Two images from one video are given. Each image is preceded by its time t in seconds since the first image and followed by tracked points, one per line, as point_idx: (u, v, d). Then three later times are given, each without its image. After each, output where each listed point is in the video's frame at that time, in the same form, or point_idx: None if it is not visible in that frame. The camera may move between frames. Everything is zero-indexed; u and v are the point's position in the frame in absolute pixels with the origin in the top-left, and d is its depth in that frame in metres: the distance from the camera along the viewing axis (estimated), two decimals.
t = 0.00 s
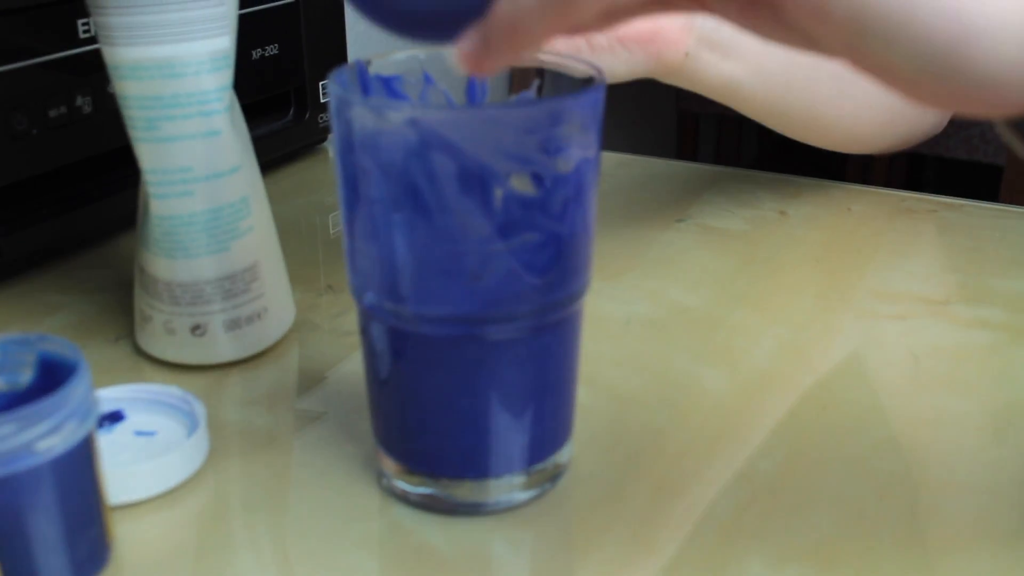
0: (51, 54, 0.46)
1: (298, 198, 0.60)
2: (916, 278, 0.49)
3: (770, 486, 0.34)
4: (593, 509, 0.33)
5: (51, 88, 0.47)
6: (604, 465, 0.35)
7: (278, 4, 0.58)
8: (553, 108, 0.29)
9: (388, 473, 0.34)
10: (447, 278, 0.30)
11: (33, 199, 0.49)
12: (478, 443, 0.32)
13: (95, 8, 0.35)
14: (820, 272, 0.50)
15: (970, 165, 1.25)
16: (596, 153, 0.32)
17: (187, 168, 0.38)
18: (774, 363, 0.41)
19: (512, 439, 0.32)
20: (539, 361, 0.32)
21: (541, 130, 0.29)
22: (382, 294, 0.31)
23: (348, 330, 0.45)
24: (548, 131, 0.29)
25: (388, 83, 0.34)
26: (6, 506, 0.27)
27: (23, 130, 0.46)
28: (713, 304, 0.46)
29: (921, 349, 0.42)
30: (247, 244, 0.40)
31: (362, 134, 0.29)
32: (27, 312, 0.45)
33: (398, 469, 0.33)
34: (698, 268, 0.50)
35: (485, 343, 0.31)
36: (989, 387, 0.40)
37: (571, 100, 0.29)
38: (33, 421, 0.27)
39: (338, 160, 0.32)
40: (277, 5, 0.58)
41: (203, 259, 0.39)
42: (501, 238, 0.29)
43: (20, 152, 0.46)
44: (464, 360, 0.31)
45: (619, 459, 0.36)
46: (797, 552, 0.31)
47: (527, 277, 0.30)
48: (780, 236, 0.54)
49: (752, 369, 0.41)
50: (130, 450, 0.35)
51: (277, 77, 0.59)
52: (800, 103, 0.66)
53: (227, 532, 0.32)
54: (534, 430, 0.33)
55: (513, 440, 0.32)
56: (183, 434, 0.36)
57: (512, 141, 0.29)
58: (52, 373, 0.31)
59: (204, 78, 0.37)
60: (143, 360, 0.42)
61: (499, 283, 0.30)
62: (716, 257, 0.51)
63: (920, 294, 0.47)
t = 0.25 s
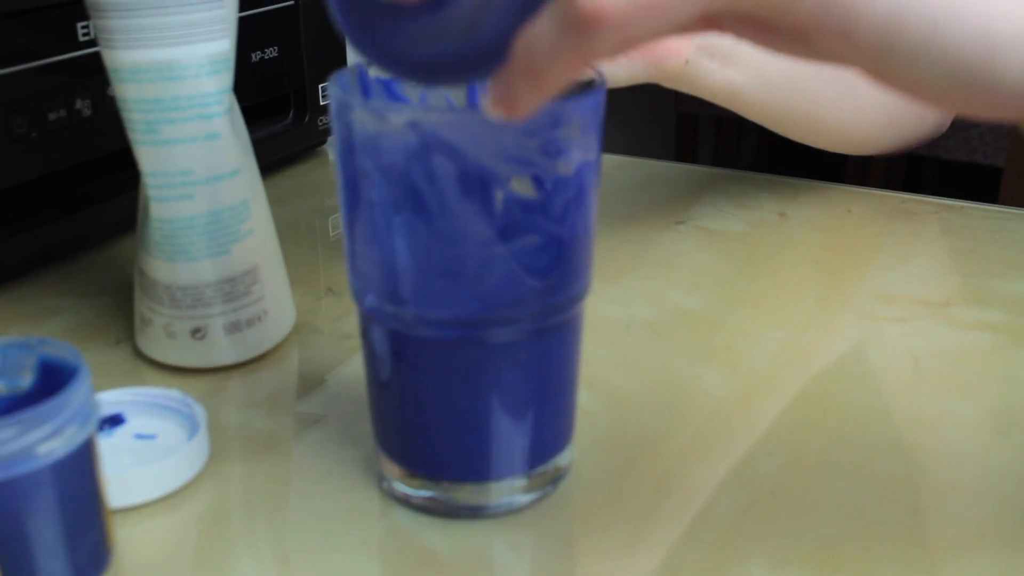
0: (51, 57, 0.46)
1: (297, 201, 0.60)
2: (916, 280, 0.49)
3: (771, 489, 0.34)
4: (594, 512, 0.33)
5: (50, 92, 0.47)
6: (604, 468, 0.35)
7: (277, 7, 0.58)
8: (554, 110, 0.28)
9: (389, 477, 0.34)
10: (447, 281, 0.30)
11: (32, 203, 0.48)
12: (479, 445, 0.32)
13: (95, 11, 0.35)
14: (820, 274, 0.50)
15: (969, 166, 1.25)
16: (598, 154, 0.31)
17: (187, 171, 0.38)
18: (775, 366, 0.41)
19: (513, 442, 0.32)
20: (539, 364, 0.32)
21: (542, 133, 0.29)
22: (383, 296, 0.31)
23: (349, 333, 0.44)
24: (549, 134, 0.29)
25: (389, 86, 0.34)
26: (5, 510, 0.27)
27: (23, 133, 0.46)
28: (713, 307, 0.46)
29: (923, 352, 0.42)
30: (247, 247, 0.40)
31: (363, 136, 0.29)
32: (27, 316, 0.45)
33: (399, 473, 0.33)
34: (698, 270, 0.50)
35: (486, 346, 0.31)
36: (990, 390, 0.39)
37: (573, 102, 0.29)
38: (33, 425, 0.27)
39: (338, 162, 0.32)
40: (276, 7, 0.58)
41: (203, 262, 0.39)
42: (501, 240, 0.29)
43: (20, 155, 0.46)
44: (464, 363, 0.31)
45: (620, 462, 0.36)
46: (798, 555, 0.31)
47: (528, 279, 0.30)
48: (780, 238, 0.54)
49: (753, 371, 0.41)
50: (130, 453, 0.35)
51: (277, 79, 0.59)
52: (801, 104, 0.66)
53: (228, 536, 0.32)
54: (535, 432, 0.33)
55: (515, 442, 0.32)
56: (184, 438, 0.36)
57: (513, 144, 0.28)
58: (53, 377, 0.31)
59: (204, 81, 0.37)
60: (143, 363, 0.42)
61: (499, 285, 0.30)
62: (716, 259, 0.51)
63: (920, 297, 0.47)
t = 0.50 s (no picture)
0: (54, 68, 0.46)
1: (299, 209, 0.60)
2: (919, 288, 0.49)
3: (774, 497, 0.34)
4: (598, 520, 0.33)
5: (53, 102, 0.47)
6: (607, 477, 0.35)
7: (279, 16, 0.58)
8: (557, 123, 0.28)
9: (392, 485, 0.34)
10: (450, 292, 0.30)
11: (35, 212, 0.49)
12: (482, 455, 0.32)
13: (98, 22, 0.36)
14: (823, 282, 0.50)
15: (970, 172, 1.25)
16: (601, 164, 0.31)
17: (190, 181, 0.38)
18: (777, 374, 0.41)
19: (516, 451, 0.32)
20: (542, 373, 0.32)
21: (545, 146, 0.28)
22: (385, 306, 0.31)
23: (351, 342, 0.44)
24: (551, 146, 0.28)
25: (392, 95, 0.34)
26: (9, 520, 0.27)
27: (25, 143, 0.46)
28: (716, 315, 0.46)
29: (925, 360, 0.42)
30: (250, 257, 0.40)
31: (365, 146, 0.29)
32: (30, 325, 0.45)
33: (402, 481, 0.34)
34: (700, 278, 0.50)
35: (488, 355, 0.31)
36: (992, 398, 0.39)
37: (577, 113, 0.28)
38: (37, 435, 0.28)
39: (341, 172, 0.32)
40: (277, 16, 0.58)
41: (206, 272, 0.39)
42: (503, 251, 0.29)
43: (23, 165, 0.46)
44: (467, 373, 0.31)
45: (624, 470, 0.36)
46: (801, 565, 0.31)
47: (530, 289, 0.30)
48: (782, 246, 0.54)
49: (755, 379, 0.41)
50: (133, 463, 0.35)
51: (279, 88, 0.59)
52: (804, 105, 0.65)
53: (231, 545, 0.32)
54: (538, 441, 0.33)
55: (518, 452, 0.32)
56: (187, 447, 0.36)
57: (516, 155, 0.28)
58: (57, 387, 0.31)
59: (206, 91, 0.37)
60: (145, 372, 0.42)
61: (502, 295, 0.30)
62: (718, 267, 0.51)
63: (923, 304, 0.47)
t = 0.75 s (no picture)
0: (56, 70, 0.46)
1: (300, 213, 0.60)
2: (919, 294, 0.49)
3: (774, 504, 0.34)
4: (596, 525, 0.33)
5: (54, 105, 0.47)
6: (606, 483, 0.35)
7: (281, 19, 0.58)
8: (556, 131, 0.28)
9: (391, 490, 0.34)
10: (450, 298, 0.30)
11: (36, 215, 0.49)
12: (482, 460, 0.32)
13: (99, 25, 0.36)
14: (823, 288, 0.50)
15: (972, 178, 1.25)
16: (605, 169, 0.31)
17: (190, 185, 0.38)
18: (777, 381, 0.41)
19: (516, 456, 0.32)
20: (542, 379, 0.32)
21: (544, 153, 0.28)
22: (386, 310, 0.31)
23: (351, 346, 0.44)
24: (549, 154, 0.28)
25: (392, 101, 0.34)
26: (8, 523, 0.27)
27: (26, 145, 0.46)
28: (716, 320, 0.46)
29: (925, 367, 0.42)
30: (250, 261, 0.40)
31: (367, 152, 0.30)
32: (30, 328, 0.45)
33: (401, 486, 0.33)
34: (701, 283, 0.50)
35: (488, 361, 0.31)
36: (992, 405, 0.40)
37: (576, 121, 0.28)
38: (36, 440, 0.28)
39: (343, 177, 0.32)
40: (278, 20, 0.58)
41: (206, 276, 0.39)
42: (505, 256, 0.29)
43: (24, 168, 0.46)
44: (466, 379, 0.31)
45: (622, 476, 0.36)
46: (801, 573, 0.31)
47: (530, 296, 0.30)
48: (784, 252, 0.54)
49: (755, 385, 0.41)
50: (133, 466, 0.35)
51: (281, 91, 0.60)
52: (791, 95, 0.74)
53: (229, 550, 0.32)
54: (538, 446, 0.33)
55: (518, 457, 0.32)
56: (187, 451, 0.36)
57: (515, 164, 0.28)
58: (57, 391, 0.31)
59: (207, 96, 0.37)
60: (145, 376, 0.42)
61: (502, 302, 0.30)
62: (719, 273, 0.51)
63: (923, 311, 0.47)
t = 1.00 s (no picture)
0: (70, 78, 0.47)
1: (310, 220, 0.60)
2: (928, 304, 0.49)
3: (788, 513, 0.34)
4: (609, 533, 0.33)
5: (69, 113, 0.47)
6: (620, 491, 0.36)
7: (292, 28, 0.58)
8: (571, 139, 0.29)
9: (407, 497, 0.34)
10: (469, 308, 0.30)
11: (50, 221, 0.49)
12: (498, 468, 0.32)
13: (117, 35, 0.36)
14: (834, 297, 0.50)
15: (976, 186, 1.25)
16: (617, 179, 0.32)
17: (205, 194, 0.38)
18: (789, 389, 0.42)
19: (532, 464, 0.33)
20: (557, 387, 0.32)
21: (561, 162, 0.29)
22: (404, 319, 0.31)
23: (364, 354, 0.45)
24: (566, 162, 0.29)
25: (408, 113, 0.34)
26: (33, 529, 0.28)
27: (41, 153, 0.46)
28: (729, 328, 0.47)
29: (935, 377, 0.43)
30: (264, 269, 0.41)
31: (385, 163, 0.30)
32: (45, 334, 0.46)
33: (417, 493, 0.34)
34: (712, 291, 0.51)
35: (505, 368, 0.31)
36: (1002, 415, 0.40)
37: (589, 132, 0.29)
38: (60, 447, 0.28)
39: (359, 188, 0.32)
40: (289, 29, 0.58)
41: (221, 284, 0.40)
42: (522, 266, 0.30)
43: (39, 175, 0.46)
44: (482, 387, 0.31)
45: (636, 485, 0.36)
46: None
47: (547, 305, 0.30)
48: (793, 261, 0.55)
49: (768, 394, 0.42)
50: (151, 472, 0.35)
51: (291, 99, 0.60)
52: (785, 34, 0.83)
53: (248, 555, 0.32)
54: (553, 454, 0.33)
55: (534, 464, 0.33)
56: (204, 457, 0.36)
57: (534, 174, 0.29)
58: (76, 398, 0.31)
59: (223, 105, 0.38)
60: (160, 383, 0.42)
61: (520, 310, 0.30)
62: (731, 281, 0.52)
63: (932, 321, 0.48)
